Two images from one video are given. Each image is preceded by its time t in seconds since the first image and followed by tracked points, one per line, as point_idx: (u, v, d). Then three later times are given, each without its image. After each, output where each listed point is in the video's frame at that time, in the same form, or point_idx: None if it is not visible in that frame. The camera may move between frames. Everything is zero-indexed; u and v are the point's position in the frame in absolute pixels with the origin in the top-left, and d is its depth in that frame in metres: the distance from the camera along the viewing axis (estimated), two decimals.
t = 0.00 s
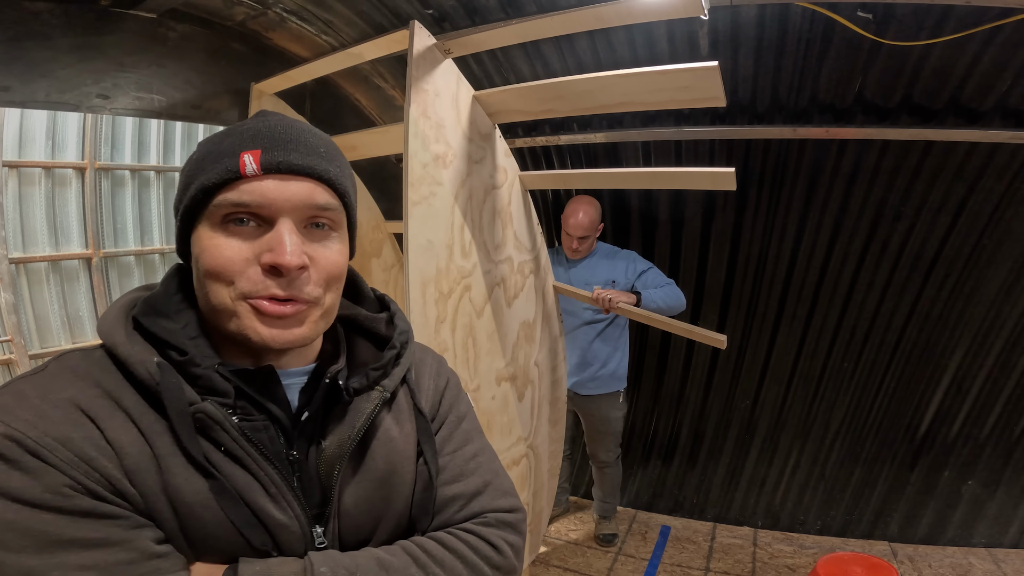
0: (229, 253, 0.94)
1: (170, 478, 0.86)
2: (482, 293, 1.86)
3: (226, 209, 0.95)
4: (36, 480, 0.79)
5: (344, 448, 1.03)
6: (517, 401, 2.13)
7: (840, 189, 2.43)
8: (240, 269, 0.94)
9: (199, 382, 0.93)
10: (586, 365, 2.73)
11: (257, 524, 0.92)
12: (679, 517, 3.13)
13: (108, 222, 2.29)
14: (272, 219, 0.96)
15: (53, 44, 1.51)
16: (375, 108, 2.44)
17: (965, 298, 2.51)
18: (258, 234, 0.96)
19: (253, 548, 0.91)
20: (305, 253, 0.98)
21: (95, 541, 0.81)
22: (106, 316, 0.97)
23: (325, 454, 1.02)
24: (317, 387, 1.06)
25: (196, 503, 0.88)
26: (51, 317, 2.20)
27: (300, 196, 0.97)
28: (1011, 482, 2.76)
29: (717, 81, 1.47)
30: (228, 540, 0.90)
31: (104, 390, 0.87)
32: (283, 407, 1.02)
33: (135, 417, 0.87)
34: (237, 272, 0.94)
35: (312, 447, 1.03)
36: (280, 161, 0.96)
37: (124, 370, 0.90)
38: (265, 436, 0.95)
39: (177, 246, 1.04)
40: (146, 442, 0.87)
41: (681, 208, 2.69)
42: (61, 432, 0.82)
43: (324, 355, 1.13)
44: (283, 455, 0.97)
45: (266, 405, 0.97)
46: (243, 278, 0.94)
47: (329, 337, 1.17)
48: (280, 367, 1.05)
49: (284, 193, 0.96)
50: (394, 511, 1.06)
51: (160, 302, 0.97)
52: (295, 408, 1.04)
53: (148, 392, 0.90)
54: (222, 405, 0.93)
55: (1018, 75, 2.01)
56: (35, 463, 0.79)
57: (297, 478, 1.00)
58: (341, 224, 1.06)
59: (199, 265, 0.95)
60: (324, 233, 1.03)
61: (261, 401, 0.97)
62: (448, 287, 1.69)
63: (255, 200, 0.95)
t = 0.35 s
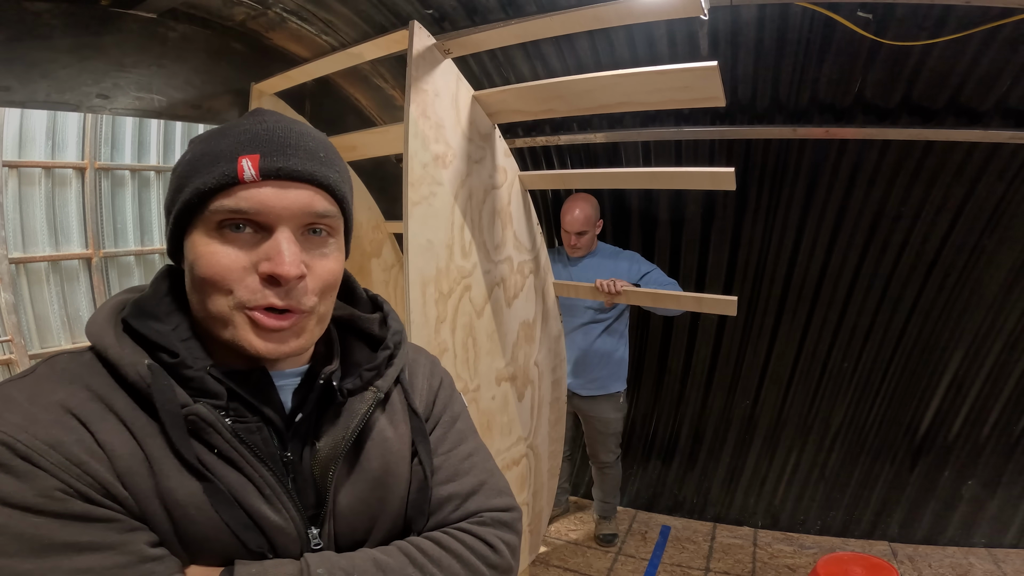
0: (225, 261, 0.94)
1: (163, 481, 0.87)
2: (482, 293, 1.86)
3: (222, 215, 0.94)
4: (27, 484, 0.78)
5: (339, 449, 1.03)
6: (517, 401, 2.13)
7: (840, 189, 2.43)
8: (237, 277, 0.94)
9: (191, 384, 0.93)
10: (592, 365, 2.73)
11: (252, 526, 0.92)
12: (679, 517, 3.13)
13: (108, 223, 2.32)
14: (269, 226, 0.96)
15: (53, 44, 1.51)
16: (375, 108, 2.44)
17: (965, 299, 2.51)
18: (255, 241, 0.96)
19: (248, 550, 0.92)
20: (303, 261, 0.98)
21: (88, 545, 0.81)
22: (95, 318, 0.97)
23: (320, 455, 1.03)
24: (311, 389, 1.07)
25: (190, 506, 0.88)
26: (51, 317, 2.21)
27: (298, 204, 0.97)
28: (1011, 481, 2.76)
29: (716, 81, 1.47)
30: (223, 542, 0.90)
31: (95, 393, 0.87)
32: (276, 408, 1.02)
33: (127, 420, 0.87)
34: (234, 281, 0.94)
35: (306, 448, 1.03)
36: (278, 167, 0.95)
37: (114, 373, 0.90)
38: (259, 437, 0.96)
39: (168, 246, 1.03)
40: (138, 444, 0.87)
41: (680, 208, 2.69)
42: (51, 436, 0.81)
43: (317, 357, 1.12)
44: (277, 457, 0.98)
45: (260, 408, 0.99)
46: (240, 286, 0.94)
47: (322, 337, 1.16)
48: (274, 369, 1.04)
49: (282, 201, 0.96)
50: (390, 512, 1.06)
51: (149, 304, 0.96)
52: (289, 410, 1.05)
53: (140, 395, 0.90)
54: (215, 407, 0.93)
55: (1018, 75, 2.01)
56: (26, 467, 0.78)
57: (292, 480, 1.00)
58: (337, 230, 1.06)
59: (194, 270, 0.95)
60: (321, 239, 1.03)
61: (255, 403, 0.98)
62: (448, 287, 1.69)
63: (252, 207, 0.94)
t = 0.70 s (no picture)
0: (231, 254, 0.93)
1: (152, 480, 0.87)
2: (482, 293, 1.86)
3: (229, 208, 0.94)
4: (13, 485, 0.78)
5: (331, 445, 1.04)
6: (517, 401, 2.13)
7: (839, 189, 2.43)
8: (244, 270, 0.93)
9: (180, 382, 0.93)
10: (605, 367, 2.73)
11: (244, 524, 0.92)
12: (679, 517, 3.13)
13: (107, 223, 2.34)
14: (278, 220, 0.97)
15: (53, 44, 1.51)
16: (375, 108, 2.44)
17: (964, 298, 2.51)
18: (262, 235, 0.96)
19: (242, 549, 0.92)
20: (311, 255, 1.00)
21: (77, 546, 0.81)
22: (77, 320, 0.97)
23: (311, 452, 1.03)
24: (301, 385, 1.05)
25: (181, 504, 0.88)
26: (51, 318, 2.20)
27: (307, 200, 0.99)
28: (1011, 481, 2.75)
29: (715, 80, 1.47)
30: (216, 541, 0.90)
31: (80, 393, 0.87)
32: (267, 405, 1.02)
33: (114, 419, 0.87)
34: (240, 273, 0.93)
35: (297, 444, 1.03)
36: (291, 164, 0.97)
37: (100, 373, 0.90)
38: (249, 435, 0.96)
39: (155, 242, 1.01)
40: (125, 443, 0.87)
41: (680, 209, 2.69)
42: (36, 436, 0.81)
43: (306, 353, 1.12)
44: (269, 454, 0.97)
45: (250, 404, 0.98)
46: (246, 279, 0.94)
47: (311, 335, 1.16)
48: (263, 366, 1.05)
49: (292, 196, 0.97)
50: (384, 508, 1.07)
51: (136, 303, 0.96)
52: (279, 407, 1.04)
53: (126, 393, 0.90)
54: (204, 404, 0.93)
55: (1018, 75, 2.01)
56: (12, 469, 0.78)
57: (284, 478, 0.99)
58: (336, 227, 1.08)
59: (196, 263, 0.93)
60: (321, 236, 1.04)
61: (244, 399, 0.97)
62: (448, 287, 1.69)
63: (262, 201, 0.95)
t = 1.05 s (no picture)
0: (254, 243, 0.94)
1: (144, 483, 0.87)
2: (482, 293, 1.86)
3: (254, 199, 0.96)
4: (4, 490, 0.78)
5: (325, 446, 1.04)
6: (516, 401, 2.13)
7: (840, 189, 2.43)
8: (266, 258, 0.94)
9: (170, 385, 0.93)
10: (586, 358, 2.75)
11: (239, 526, 0.92)
12: (679, 517, 3.13)
13: (107, 223, 2.33)
14: (297, 214, 0.99)
15: (53, 44, 1.52)
16: (375, 108, 2.44)
17: (964, 298, 2.51)
18: (282, 227, 0.98)
19: (236, 551, 0.92)
20: (328, 250, 1.02)
21: (69, 550, 0.81)
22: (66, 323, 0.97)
23: (305, 453, 1.03)
24: (293, 386, 1.06)
25: (174, 507, 0.88)
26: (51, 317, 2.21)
27: (328, 198, 1.02)
28: (1011, 481, 2.75)
29: (714, 80, 1.47)
30: (210, 544, 0.90)
31: (69, 396, 0.87)
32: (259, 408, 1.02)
33: (104, 423, 0.87)
34: (263, 263, 0.94)
35: (291, 445, 1.03)
36: (316, 163, 1.01)
37: (90, 376, 0.90)
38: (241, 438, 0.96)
39: (161, 235, 1.00)
40: (116, 447, 0.87)
41: (680, 209, 2.68)
42: (26, 441, 0.81)
43: (298, 354, 1.12)
44: (262, 457, 0.98)
45: (241, 406, 0.97)
46: (268, 268, 0.94)
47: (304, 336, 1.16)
48: (254, 367, 1.05)
49: (316, 192, 1.00)
50: (380, 509, 1.07)
51: (125, 305, 0.97)
52: (272, 409, 1.04)
53: (116, 397, 0.90)
54: (195, 407, 0.93)
55: (1018, 75, 2.01)
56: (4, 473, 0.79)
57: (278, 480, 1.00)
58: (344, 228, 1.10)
59: (217, 251, 0.94)
60: (331, 235, 1.07)
61: (235, 402, 0.96)
62: (448, 287, 1.69)
63: (288, 196, 0.98)
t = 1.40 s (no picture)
0: (242, 243, 0.94)
1: (150, 480, 0.87)
2: (482, 293, 1.86)
3: (242, 200, 0.96)
4: (11, 486, 0.78)
5: (329, 446, 1.04)
6: (516, 401, 2.13)
7: (839, 189, 2.43)
8: (254, 258, 0.94)
9: (177, 383, 0.93)
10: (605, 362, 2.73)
11: (242, 524, 0.92)
12: (679, 517, 3.13)
13: (107, 223, 2.33)
14: (288, 213, 0.99)
15: (53, 44, 1.52)
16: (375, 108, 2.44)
17: (964, 298, 2.51)
18: (272, 227, 0.98)
19: (239, 549, 0.92)
20: (319, 248, 1.01)
21: (75, 547, 0.81)
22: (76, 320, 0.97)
23: (310, 452, 1.03)
24: (299, 385, 1.05)
25: (179, 505, 0.88)
26: (51, 317, 2.21)
27: (320, 195, 1.01)
28: (1011, 481, 2.75)
29: (715, 80, 1.47)
30: (213, 543, 0.90)
31: (77, 394, 0.87)
32: (265, 406, 1.02)
33: (112, 421, 0.87)
34: (250, 262, 0.94)
35: (296, 444, 1.03)
36: (306, 161, 1.00)
37: (98, 374, 0.91)
38: (247, 436, 0.96)
39: (162, 238, 1.01)
40: (123, 445, 0.87)
41: (679, 210, 2.68)
42: (34, 438, 0.81)
43: (304, 353, 1.12)
44: (266, 455, 0.98)
45: (247, 405, 0.98)
46: (255, 267, 0.94)
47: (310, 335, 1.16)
48: (260, 366, 1.04)
49: (306, 190, 0.99)
50: (383, 509, 1.07)
51: (132, 304, 0.97)
52: (277, 408, 1.04)
53: (123, 394, 0.90)
54: (202, 405, 0.93)
55: (1018, 75, 2.02)
56: (11, 469, 0.78)
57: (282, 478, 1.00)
58: (342, 226, 1.09)
59: (207, 252, 0.94)
60: (328, 233, 1.06)
61: (242, 401, 0.97)
62: (448, 287, 1.69)
63: (277, 195, 0.97)
